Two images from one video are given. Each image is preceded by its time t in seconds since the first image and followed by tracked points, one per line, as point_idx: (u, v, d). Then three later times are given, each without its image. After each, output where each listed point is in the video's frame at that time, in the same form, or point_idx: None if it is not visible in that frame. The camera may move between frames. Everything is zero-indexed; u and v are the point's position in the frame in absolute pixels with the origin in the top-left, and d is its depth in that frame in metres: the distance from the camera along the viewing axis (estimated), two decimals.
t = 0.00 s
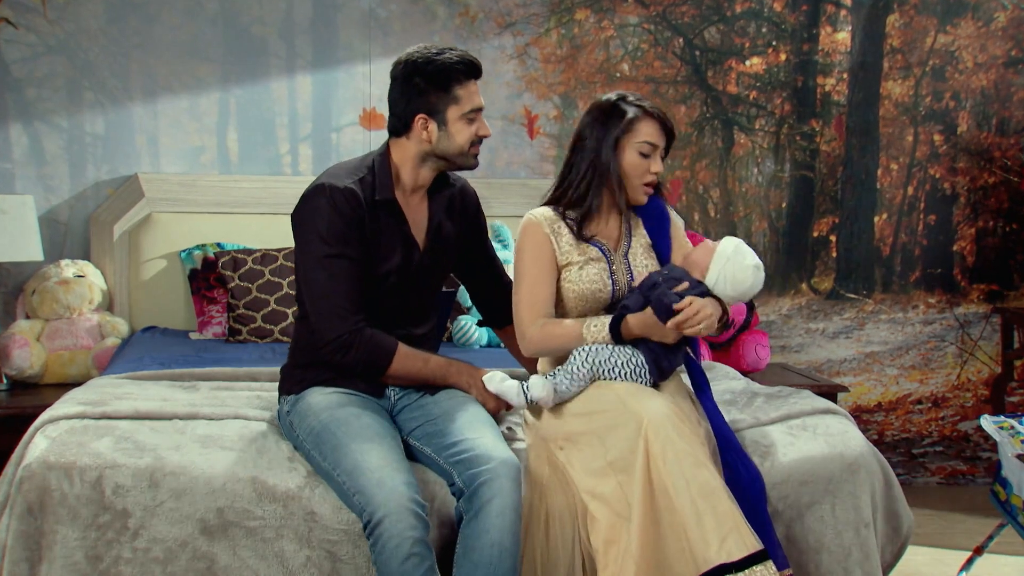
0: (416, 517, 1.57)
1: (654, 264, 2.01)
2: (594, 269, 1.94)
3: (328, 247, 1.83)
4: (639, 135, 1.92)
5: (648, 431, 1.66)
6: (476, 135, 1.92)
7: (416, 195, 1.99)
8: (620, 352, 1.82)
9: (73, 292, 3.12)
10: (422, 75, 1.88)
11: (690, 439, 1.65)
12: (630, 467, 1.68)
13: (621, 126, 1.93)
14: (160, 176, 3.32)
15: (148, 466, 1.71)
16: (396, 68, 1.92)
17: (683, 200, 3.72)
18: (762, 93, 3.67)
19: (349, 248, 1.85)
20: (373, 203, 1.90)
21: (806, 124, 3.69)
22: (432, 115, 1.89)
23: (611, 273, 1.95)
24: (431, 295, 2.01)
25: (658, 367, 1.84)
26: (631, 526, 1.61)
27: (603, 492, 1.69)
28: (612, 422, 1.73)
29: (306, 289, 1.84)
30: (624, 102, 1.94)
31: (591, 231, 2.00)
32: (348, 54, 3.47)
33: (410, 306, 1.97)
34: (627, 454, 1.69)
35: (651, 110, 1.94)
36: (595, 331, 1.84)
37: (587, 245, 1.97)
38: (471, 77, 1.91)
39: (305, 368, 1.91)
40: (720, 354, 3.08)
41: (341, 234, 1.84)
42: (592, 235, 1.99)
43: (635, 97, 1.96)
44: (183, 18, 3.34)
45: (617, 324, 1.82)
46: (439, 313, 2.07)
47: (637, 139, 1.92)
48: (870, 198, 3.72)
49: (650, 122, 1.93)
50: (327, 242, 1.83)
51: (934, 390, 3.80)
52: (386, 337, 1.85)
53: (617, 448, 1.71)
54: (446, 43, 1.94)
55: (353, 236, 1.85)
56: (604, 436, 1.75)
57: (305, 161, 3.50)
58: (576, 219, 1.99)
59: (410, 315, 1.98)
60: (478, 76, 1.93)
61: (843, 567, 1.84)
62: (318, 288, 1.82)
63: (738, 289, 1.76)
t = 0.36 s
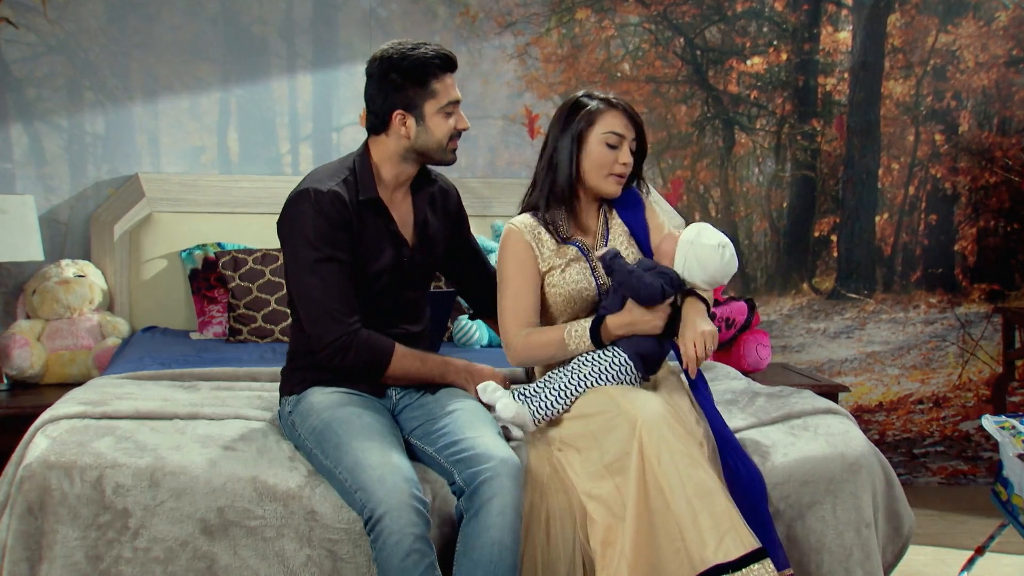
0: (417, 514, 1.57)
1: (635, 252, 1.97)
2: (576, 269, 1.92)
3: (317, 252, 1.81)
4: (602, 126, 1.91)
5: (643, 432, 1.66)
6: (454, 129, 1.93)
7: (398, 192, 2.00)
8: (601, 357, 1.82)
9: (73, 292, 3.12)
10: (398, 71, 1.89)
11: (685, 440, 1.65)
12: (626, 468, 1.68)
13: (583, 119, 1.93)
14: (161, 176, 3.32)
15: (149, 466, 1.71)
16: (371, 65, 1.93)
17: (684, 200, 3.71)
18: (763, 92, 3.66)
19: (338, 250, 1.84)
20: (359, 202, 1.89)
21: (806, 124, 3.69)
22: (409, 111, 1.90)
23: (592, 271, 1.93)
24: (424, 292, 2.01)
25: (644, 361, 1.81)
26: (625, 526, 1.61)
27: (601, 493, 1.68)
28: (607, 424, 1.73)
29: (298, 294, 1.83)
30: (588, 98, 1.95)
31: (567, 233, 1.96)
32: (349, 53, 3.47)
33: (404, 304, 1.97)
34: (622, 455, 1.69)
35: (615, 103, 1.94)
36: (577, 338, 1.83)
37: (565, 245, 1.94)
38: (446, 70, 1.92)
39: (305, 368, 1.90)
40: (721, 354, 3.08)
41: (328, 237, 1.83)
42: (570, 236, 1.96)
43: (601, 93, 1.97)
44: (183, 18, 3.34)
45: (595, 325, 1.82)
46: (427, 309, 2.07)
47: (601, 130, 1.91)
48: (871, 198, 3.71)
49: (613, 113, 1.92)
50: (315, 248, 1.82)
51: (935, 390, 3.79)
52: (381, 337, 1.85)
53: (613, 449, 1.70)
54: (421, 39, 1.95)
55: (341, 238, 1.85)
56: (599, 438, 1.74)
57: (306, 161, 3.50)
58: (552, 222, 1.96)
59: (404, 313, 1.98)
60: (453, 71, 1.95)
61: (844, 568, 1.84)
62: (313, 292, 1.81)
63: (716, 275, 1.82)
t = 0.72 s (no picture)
0: (418, 515, 1.56)
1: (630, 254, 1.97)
2: (570, 272, 1.90)
3: (315, 253, 1.81)
4: (603, 125, 1.89)
5: (642, 435, 1.65)
6: (446, 126, 1.94)
7: (394, 190, 1.99)
8: (598, 362, 1.80)
9: (75, 292, 3.11)
10: (388, 69, 1.89)
11: (685, 442, 1.64)
12: (626, 472, 1.67)
13: (583, 117, 1.90)
14: (162, 176, 3.32)
15: (150, 467, 1.71)
16: (362, 65, 1.93)
17: (686, 200, 3.71)
18: (765, 92, 3.66)
19: (336, 250, 1.84)
20: (355, 201, 1.89)
21: (809, 124, 3.68)
22: (400, 109, 1.90)
23: (586, 272, 1.90)
24: (422, 291, 2.01)
25: (643, 366, 1.79)
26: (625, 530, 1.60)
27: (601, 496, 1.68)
28: (607, 426, 1.71)
29: (295, 296, 1.83)
30: (585, 94, 1.93)
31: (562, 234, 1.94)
32: (350, 53, 3.47)
33: (404, 303, 1.96)
34: (622, 458, 1.68)
35: (613, 101, 1.92)
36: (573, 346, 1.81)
37: (558, 248, 1.91)
38: (437, 67, 1.92)
39: (306, 368, 1.90)
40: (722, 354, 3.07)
41: (326, 237, 1.83)
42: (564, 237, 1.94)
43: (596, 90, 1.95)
44: (184, 18, 3.34)
45: (591, 334, 1.79)
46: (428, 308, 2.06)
47: (602, 129, 1.89)
48: (873, 198, 3.71)
49: (612, 111, 1.91)
50: (313, 249, 1.81)
51: (938, 391, 3.79)
52: (381, 338, 1.84)
53: (613, 453, 1.69)
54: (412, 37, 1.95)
55: (339, 238, 1.85)
56: (599, 441, 1.73)
57: (307, 161, 3.50)
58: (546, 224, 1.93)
59: (405, 313, 1.97)
60: (444, 68, 1.94)
61: (847, 569, 1.84)
62: (313, 291, 1.81)
63: (714, 293, 1.81)
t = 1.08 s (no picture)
0: (418, 515, 1.56)
1: (632, 249, 1.97)
2: (574, 277, 1.89)
3: (313, 252, 1.81)
4: (615, 129, 1.84)
5: (639, 441, 1.65)
6: (441, 125, 1.92)
7: (393, 188, 1.98)
8: (597, 368, 1.81)
9: (75, 292, 3.11)
10: (380, 70, 1.88)
11: (683, 450, 1.64)
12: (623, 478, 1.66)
13: (597, 119, 1.84)
14: (162, 176, 3.32)
15: (150, 467, 1.70)
16: (356, 65, 1.92)
17: (687, 200, 3.70)
18: (766, 92, 3.65)
19: (334, 250, 1.84)
20: (354, 200, 1.89)
21: (809, 124, 3.68)
22: (393, 109, 1.90)
23: (590, 272, 1.91)
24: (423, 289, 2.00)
25: (642, 372, 1.81)
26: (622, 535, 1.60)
27: (598, 501, 1.67)
28: (604, 431, 1.71)
29: (293, 296, 1.83)
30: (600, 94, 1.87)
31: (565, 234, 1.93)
32: (350, 53, 3.46)
33: (404, 302, 1.96)
34: (619, 464, 1.67)
35: (628, 103, 1.86)
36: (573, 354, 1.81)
37: (563, 250, 1.91)
38: (430, 66, 1.90)
39: (306, 368, 1.89)
40: (722, 355, 3.07)
41: (324, 237, 1.83)
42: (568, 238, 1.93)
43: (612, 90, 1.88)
44: (184, 17, 3.33)
45: (591, 342, 1.80)
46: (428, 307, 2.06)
47: (614, 133, 1.85)
48: (874, 198, 3.70)
49: (626, 115, 1.85)
50: (311, 248, 1.81)
51: (939, 391, 3.78)
52: (378, 338, 1.85)
53: (611, 459, 1.68)
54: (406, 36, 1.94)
55: (337, 237, 1.85)
56: (597, 446, 1.72)
57: (307, 161, 3.50)
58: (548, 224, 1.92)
59: (405, 313, 1.97)
60: (438, 66, 1.93)
61: (847, 569, 1.83)
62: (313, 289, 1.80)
63: (708, 285, 1.80)
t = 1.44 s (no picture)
0: (417, 516, 1.56)
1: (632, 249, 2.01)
2: (577, 277, 1.89)
3: (309, 254, 1.81)
4: (618, 135, 1.86)
5: (638, 444, 1.64)
6: (441, 127, 1.91)
7: (395, 190, 1.99)
8: (598, 373, 1.79)
9: (74, 292, 3.11)
10: (378, 72, 1.87)
11: (682, 451, 1.64)
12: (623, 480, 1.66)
13: (602, 124, 1.85)
14: (162, 176, 3.32)
15: (149, 467, 1.70)
16: (356, 67, 1.92)
17: (687, 200, 3.70)
18: (766, 92, 3.65)
19: (331, 251, 1.83)
20: (354, 200, 1.88)
21: (809, 124, 3.68)
22: (393, 111, 1.88)
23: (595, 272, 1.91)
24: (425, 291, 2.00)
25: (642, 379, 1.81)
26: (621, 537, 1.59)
27: (598, 504, 1.67)
28: (603, 434, 1.71)
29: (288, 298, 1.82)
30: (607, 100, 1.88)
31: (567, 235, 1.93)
32: (349, 53, 3.46)
33: (404, 303, 1.96)
34: (618, 466, 1.67)
35: (631, 112, 1.88)
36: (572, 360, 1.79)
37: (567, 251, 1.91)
38: (429, 67, 1.89)
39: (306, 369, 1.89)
40: (722, 355, 3.07)
41: (322, 238, 1.82)
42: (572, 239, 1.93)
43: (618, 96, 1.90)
44: (184, 17, 3.33)
45: (590, 347, 1.78)
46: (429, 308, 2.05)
47: (616, 140, 1.86)
48: (875, 198, 3.70)
49: (630, 123, 1.87)
50: (308, 250, 1.81)
51: (939, 392, 3.78)
52: (362, 340, 1.83)
53: (610, 462, 1.68)
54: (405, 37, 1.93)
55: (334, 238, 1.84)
56: (596, 448, 1.72)
57: (307, 161, 3.49)
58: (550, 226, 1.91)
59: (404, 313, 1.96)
60: (439, 66, 1.92)
61: (847, 569, 1.83)
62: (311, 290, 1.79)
63: (704, 277, 1.75)
